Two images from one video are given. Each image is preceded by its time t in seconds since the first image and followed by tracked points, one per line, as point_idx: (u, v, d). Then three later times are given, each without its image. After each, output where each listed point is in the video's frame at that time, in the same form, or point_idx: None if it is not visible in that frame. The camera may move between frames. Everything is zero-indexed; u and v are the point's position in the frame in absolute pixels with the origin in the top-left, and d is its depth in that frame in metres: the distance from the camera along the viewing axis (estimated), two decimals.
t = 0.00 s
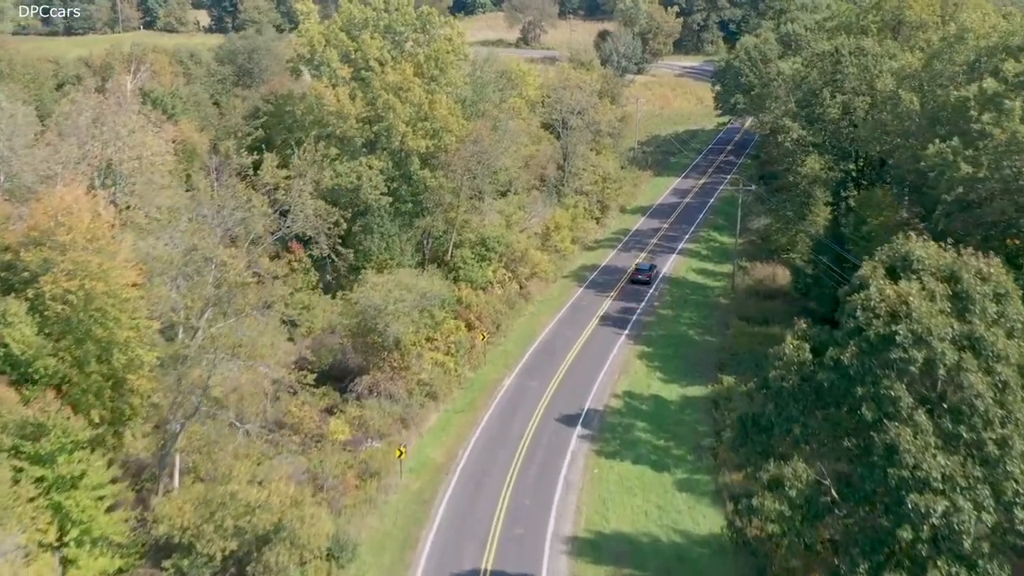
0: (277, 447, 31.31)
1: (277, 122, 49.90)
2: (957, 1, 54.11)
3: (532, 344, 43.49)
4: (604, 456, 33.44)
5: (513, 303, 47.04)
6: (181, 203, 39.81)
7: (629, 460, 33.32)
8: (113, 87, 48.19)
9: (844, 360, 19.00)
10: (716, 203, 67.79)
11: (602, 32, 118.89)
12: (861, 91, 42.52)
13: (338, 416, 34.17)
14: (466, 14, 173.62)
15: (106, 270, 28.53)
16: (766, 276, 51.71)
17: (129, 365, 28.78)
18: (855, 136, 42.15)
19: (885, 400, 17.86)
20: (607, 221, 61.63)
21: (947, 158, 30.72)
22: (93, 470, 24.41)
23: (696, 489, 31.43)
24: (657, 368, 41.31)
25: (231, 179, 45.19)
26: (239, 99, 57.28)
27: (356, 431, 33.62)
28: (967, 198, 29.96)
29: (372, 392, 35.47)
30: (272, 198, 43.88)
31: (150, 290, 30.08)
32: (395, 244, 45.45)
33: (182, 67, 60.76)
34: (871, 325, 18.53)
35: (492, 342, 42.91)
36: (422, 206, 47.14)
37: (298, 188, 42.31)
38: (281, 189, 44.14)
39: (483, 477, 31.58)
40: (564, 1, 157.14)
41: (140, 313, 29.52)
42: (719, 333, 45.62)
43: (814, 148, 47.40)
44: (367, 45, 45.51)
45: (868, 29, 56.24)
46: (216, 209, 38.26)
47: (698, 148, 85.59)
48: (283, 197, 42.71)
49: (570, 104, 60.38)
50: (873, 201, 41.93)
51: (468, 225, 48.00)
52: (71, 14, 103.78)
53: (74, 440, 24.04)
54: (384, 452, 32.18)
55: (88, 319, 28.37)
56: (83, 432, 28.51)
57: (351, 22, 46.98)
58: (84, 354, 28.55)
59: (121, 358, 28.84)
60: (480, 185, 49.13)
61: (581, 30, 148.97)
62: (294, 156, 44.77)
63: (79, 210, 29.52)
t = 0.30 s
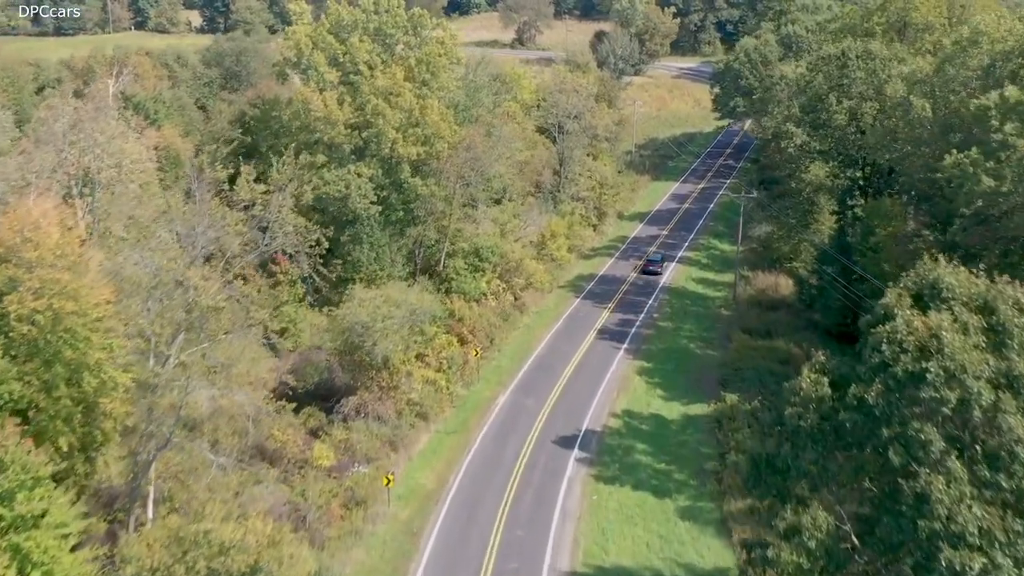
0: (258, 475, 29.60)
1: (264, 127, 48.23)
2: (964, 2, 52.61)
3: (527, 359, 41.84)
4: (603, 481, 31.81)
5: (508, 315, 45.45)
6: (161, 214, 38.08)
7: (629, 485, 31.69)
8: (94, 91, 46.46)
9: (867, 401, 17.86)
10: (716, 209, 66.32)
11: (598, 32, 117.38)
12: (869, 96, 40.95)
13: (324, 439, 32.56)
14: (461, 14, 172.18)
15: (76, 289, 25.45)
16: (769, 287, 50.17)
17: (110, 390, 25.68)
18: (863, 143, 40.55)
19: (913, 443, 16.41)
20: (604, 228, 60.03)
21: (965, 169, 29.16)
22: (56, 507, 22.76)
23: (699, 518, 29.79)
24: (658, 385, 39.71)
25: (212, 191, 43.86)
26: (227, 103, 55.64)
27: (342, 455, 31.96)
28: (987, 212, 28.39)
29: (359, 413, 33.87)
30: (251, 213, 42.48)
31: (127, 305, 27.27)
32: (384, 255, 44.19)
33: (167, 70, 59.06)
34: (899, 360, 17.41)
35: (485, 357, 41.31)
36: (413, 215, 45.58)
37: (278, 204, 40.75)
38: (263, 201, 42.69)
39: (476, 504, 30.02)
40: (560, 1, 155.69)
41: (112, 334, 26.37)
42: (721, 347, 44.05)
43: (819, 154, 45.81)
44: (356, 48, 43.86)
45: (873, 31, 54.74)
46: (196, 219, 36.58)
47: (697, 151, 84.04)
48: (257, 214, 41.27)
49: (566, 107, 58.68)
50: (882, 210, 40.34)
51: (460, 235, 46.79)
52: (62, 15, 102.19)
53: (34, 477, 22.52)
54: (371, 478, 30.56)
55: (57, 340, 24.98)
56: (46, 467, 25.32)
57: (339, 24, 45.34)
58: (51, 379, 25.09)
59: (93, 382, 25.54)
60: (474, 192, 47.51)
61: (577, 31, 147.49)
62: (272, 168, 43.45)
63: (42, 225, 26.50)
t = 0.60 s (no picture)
0: (235, 506, 27.88)
1: (248, 133, 46.58)
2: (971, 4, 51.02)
3: (521, 376, 40.16)
4: (601, 510, 30.15)
5: (502, 328, 43.78)
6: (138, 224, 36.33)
7: (629, 514, 30.04)
8: (71, 97, 44.72)
9: (902, 449, 19.48)
10: (715, 215, 64.72)
11: (594, 33, 115.86)
12: (877, 102, 39.44)
13: (307, 465, 30.87)
14: (455, 14, 170.52)
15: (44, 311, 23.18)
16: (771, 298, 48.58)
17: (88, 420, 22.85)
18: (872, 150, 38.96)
19: (949, 494, 17.65)
20: (602, 235, 58.39)
21: (985, 181, 27.51)
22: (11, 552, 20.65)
23: (704, 550, 28.12)
24: (658, 404, 38.06)
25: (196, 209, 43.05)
26: (212, 108, 54.02)
27: (326, 481, 30.26)
28: (1009, 226, 26.74)
29: (345, 437, 32.23)
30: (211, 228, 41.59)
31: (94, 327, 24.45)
32: (374, 266, 42.59)
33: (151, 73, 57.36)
34: (934, 404, 19.16)
35: (478, 374, 39.63)
36: (404, 224, 43.93)
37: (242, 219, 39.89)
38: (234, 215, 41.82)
39: (467, 536, 28.39)
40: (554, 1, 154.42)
41: (78, 357, 24.29)
42: (723, 362, 42.44)
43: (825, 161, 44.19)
44: (344, 51, 42.14)
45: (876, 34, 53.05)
46: (174, 232, 34.83)
47: (695, 155, 82.38)
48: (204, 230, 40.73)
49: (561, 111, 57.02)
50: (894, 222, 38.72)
51: (452, 245, 45.22)
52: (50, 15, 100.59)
53: None
54: (356, 507, 28.87)
55: (24, 366, 22.95)
56: (7, 499, 23.65)
57: (326, 26, 43.66)
58: (14, 407, 23.06)
59: (61, 410, 23.56)
60: (466, 200, 45.83)
61: (572, 31, 145.85)
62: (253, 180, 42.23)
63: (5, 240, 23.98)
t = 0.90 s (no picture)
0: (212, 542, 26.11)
1: (232, 139, 44.94)
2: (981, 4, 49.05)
3: (515, 394, 38.50)
4: (601, 542, 28.50)
5: (495, 343, 42.14)
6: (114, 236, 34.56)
7: (630, 546, 28.38)
8: (47, 102, 43.00)
9: (940, 509, 17.51)
10: (715, 222, 63.12)
11: (590, 34, 114.29)
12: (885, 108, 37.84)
13: (289, 493, 29.19)
14: (449, 15, 168.96)
15: None
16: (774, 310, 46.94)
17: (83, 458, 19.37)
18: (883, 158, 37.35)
19: (993, 562, 15.63)
20: (598, 244, 56.80)
21: (1009, 195, 25.86)
22: None
23: None
24: (658, 424, 36.43)
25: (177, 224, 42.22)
26: (197, 113, 52.38)
27: (309, 512, 28.55)
28: None
29: (329, 463, 30.57)
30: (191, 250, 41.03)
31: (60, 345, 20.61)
32: (362, 279, 41.03)
33: (134, 77, 55.71)
34: (980, 463, 17.32)
35: (470, 393, 37.97)
36: (394, 234, 42.38)
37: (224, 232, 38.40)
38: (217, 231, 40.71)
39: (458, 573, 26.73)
40: (549, 1, 152.88)
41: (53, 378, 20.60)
42: (725, 378, 40.81)
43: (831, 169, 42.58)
44: (331, 55, 40.50)
45: (882, 35, 51.85)
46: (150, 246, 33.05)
47: (694, 159, 80.79)
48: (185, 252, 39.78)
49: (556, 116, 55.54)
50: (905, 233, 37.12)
51: (444, 256, 43.60)
52: (39, 15, 98.88)
53: None
54: (341, 541, 27.19)
55: None
56: None
57: (313, 28, 41.99)
58: None
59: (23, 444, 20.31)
60: (459, 209, 44.21)
61: (568, 31, 144.31)
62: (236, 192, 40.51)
63: None
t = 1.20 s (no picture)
0: None
1: (213, 148, 43.04)
2: (993, 4, 46.63)
3: (509, 417, 36.61)
4: None
5: (488, 361, 40.28)
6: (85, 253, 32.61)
7: None
8: (18, 109, 41.06)
9: None
10: (715, 230, 61.28)
11: (585, 35, 112.43)
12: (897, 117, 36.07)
13: (268, 530, 27.27)
14: (444, 15, 167.11)
15: None
16: (780, 325, 45.14)
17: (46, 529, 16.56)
18: (896, 169, 35.56)
19: None
20: (595, 253, 54.93)
21: None
22: None
23: None
24: (659, 449, 34.57)
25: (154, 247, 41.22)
26: (178, 119, 50.44)
27: (289, 551, 26.64)
28: None
29: (311, 497, 28.68)
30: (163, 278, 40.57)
31: None
32: (348, 295, 39.18)
33: (114, 81, 53.82)
34: None
35: (461, 416, 36.09)
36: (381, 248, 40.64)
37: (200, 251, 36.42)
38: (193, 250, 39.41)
39: None
40: (544, 1, 151.13)
41: None
42: (729, 398, 38.95)
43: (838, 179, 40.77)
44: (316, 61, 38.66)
45: (890, 38, 50.15)
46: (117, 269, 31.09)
47: (691, 164, 78.96)
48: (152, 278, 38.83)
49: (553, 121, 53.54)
50: (918, 247, 35.31)
51: (435, 270, 41.65)
52: (25, 17, 96.75)
53: None
54: None
55: None
56: None
57: (297, 32, 40.14)
58: None
59: None
60: (450, 220, 42.36)
61: (563, 32, 142.45)
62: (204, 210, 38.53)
63: None
